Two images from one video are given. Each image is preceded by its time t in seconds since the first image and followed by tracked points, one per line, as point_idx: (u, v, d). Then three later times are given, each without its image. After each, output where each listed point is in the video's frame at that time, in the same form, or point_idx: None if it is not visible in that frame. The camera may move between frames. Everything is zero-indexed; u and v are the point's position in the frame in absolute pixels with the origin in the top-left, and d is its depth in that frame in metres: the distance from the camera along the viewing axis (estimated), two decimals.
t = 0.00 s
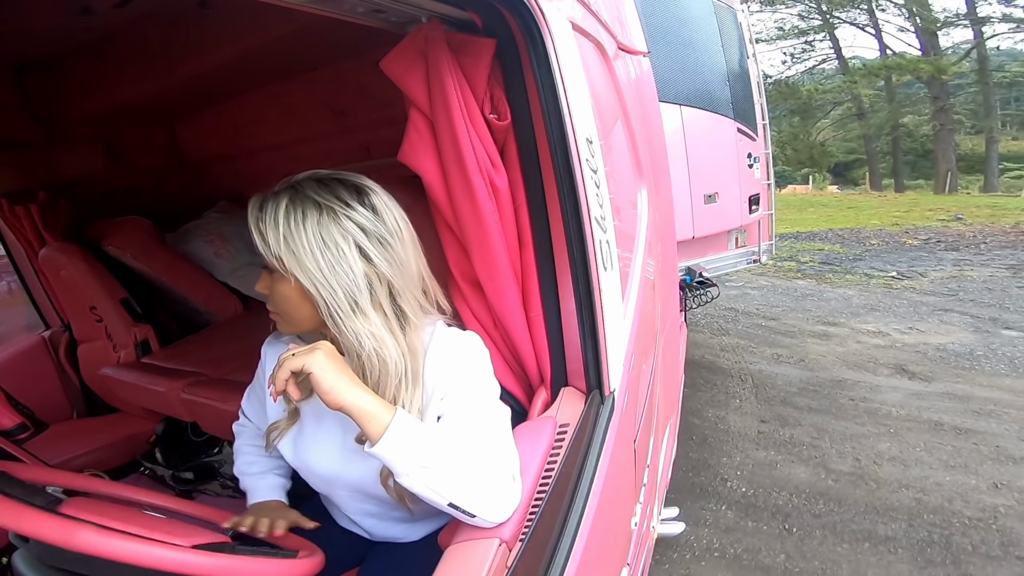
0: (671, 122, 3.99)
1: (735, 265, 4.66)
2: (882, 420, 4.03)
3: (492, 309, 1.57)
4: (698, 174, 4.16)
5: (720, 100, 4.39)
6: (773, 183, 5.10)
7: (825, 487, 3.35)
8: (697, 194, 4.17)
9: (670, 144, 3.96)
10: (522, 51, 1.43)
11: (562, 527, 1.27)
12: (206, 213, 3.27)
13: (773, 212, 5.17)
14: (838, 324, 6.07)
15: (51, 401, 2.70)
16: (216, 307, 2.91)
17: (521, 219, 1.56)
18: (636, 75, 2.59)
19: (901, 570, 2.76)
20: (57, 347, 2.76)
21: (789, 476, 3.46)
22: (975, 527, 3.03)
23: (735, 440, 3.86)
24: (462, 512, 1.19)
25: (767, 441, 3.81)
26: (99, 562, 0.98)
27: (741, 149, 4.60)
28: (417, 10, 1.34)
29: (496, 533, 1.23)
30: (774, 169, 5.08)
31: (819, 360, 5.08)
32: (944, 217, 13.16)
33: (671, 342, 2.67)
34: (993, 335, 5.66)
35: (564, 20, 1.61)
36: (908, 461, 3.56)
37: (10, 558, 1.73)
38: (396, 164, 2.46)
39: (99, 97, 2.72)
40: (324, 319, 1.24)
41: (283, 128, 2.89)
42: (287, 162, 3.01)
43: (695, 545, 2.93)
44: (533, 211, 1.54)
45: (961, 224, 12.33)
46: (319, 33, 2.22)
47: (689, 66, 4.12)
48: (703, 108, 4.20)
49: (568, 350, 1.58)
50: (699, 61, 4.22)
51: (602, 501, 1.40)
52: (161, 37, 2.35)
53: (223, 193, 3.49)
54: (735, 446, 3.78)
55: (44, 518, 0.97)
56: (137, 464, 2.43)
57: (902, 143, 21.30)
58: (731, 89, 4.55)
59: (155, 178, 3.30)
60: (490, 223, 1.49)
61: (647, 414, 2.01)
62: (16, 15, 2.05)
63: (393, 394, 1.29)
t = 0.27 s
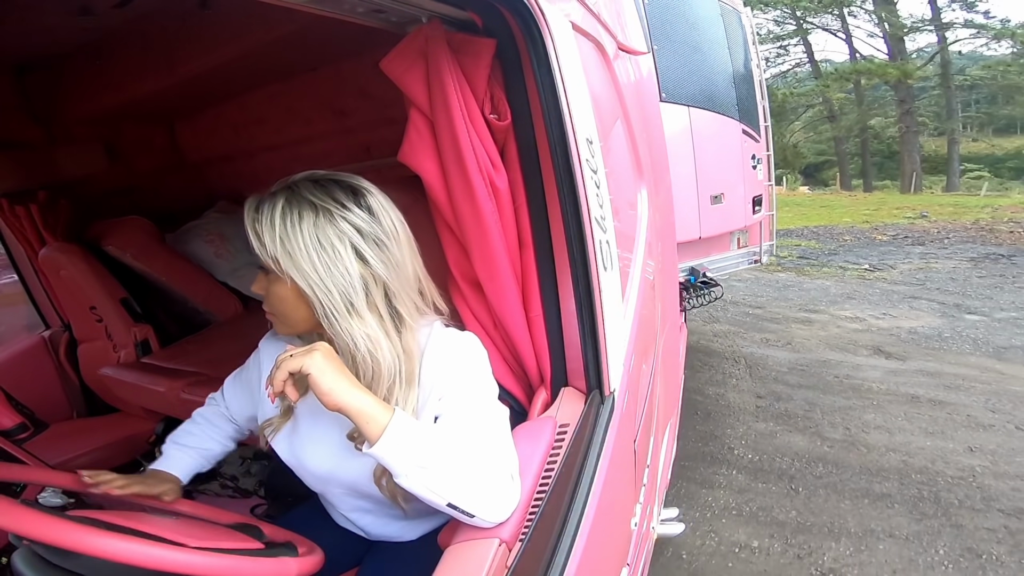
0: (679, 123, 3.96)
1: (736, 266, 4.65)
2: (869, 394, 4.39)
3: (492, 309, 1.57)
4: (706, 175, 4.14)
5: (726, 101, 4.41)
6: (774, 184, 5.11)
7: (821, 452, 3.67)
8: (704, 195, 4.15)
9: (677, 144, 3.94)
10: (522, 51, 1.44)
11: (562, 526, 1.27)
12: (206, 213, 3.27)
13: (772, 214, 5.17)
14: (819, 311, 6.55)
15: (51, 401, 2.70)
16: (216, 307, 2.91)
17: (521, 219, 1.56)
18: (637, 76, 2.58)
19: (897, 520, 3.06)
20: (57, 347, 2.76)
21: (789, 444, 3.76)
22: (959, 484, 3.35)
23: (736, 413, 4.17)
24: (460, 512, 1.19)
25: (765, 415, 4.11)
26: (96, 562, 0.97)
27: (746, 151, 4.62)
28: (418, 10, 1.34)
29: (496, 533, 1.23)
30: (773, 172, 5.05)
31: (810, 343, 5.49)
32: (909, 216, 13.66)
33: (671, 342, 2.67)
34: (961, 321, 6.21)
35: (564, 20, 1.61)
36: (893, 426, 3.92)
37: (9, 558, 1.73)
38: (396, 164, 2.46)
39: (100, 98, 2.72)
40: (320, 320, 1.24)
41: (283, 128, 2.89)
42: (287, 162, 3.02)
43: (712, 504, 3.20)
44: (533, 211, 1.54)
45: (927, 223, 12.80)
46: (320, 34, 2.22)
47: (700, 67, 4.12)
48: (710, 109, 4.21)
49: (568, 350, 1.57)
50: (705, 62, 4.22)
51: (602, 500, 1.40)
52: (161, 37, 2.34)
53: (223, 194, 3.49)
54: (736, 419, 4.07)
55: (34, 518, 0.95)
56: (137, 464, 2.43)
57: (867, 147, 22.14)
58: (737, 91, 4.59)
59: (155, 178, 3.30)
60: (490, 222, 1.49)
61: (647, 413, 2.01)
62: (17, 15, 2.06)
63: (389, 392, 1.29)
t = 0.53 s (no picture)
0: (682, 122, 3.94)
1: (736, 265, 4.64)
2: (852, 366, 4.81)
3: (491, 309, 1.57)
4: (710, 174, 4.13)
5: (729, 101, 4.42)
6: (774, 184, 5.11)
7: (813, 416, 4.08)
8: (707, 193, 4.13)
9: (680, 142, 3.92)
10: (522, 52, 1.44)
11: (563, 526, 1.27)
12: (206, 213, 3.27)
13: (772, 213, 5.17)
14: (801, 296, 7.03)
15: (51, 401, 2.70)
16: (215, 307, 2.91)
17: (521, 220, 1.56)
18: (637, 76, 2.58)
19: (891, 473, 3.44)
20: (57, 346, 2.78)
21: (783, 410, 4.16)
22: (939, 442, 3.75)
23: (735, 387, 4.54)
24: (457, 510, 1.19)
25: (761, 386, 4.50)
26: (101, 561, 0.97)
27: (748, 150, 4.63)
28: (418, 10, 1.34)
29: (495, 533, 1.23)
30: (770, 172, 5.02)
31: (795, 324, 5.93)
32: (878, 210, 14.04)
33: (671, 342, 2.67)
34: (927, 301, 6.72)
35: (564, 20, 1.60)
36: (877, 394, 4.35)
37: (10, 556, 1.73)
38: (396, 164, 2.45)
39: (99, 97, 2.72)
40: (316, 319, 1.25)
41: (283, 128, 2.89)
42: (287, 162, 3.01)
43: (724, 466, 3.54)
44: (533, 212, 1.54)
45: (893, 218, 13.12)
46: (320, 34, 2.22)
47: (703, 66, 4.13)
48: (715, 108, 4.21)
49: (568, 350, 1.57)
50: (707, 60, 4.21)
51: (602, 500, 1.40)
52: (161, 37, 2.34)
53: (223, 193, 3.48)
54: (736, 390, 4.45)
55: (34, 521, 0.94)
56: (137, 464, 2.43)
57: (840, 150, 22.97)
58: (739, 91, 4.60)
59: (155, 177, 3.30)
60: (490, 222, 1.49)
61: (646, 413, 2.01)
62: (17, 15, 2.06)
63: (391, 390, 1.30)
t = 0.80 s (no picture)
0: (684, 121, 3.94)
1: (736, 264, 4.64)
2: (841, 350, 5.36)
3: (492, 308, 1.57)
4: (711, 173, 4.13)
5: (730, 100, 4.43)
6: (774, 183, 5.12)
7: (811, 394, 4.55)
8: (709, 192, 4.13)
9: (682, 141, 3.92)
10: (522, 52, 1.44)
11: (563, 526, 1.27)
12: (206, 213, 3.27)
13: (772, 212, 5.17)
14: (783, 286, 7.89)
15: (51, 401, 2.71)
16: (216, 307, 2.91)
17: (521, 219, 1.56)
18: (637, 76, 2.58)
19: (881, 440, 3.89)
20: (57, 347, 2.78)
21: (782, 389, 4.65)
22: (922, 413, 4.24)
23: (733, 367, 5.07)
24: (455, 508, 1.19)
25: (757, 366, 5.06)
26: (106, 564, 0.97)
27: (748, 149, 4.64)
28: (418, 11, 1.34)
29: (495, 533, 1.23)
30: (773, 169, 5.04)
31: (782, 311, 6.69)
32: (866, 207, 14.43)
33: (671, 342, 2.67)
34: (906, 288, 7.62)
35: (564, 20, 1.60)
36: (862, 372, 4.89)
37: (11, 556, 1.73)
38: (396, 164, 2.45)
39: (99, 98, 2.72)
40: (329, 312, 1.25)
41: (284, 128, 2.89)
42: (287, 162, 3.01)
43: (730, 437, 3.97)
44: (533, 212, 1.54)
45: (881, 215, 13.46)
46: (319, 35, 2.22)
47: (705, 64, 4.13)
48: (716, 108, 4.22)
49: (568, 349, 1.57)
50: (707, 59, 4.21)
51: (602, 501, 1.40)
52: (161, 38, 2.34)
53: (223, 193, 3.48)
54: (735, 370, 4.99)
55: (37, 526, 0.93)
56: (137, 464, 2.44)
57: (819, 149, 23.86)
58: (739, 90, 4.60)
59: (155, 178, 3.30)
60: (490, 222, 1.49)
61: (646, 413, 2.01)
62: (16, 16, 2.06)
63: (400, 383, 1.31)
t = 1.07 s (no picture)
0: (685, 121, 3.93)
1: (737, 264, 4.64)
2: (825, 334, 6.08)
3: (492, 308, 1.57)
4: (712, 173, 4.13)
5: (731, 100, 4.43)
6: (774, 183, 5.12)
7: (800, 374, 5.05)
8: (710, 192, 4.13)
9: (683, 140, 3.90)
10: (522, 52, 1.44)
11: (563, 526, 1.27)
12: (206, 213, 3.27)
13: (772, 212, 5.18)
14: (771, 281, 8.70)
15: (51, 401, 2.71)
16: (216, 307, 2.90)
17: (521, 220, 1.56)
18: (637, 76, 2.58)
19: (865, 414, 4.36)
20: (57, 347, 2.77)
21: (775, 371, 5.10)
22: (901, 389, 4.77)
23: (727, 351, 5.61)
24: (456, 507, 1.19)
25: (749, 350, 5.61)
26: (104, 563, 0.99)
27: (749, 149, 4.64)
28: (418, 11, 1.34)
29: (496, 533, 1.23)
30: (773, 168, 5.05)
31: (774, 300, 7.48)
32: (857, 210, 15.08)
33: (671, 342, 2.67)
34: (881, 281, 8.65)
35: (564, 20, 1.60)
36: (846, 356, 5.49)
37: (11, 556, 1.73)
38: (396, 164, 2.45)
39: (99, 98, 2.72)
40: (351, 305, 1.29)
41: (284, 129, 2.89)
42: (288, 162, 3.01)
43: (730, 413, 4.36)
44: (532, 211, 1.54)
45: (860, 219, 14.60)
46: (320, 34, 2.22)
47: (705, 64, 4.14)
48: (717, 107, 4.22)
49: (568, 349, 1.57)
50: (709, 59, 4.20)
51: (602, 501, 1.40)
52: (161, 38, 2.34)
53: (224, 193, 3.48)
54: (729, 355, 5.51)
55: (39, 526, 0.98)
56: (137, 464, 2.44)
57: (799, 149, 24.37)
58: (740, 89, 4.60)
59: (155, 177, 3.30)
60: (490, 222, 1.49)
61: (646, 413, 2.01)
62: (16, 15, 2.06)
63: (411, 377, 1.31)
